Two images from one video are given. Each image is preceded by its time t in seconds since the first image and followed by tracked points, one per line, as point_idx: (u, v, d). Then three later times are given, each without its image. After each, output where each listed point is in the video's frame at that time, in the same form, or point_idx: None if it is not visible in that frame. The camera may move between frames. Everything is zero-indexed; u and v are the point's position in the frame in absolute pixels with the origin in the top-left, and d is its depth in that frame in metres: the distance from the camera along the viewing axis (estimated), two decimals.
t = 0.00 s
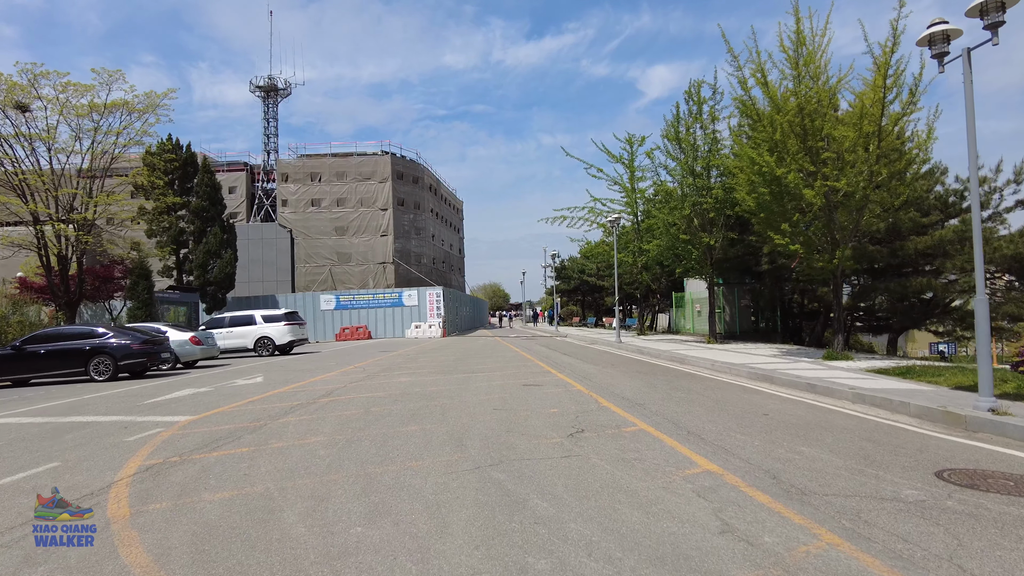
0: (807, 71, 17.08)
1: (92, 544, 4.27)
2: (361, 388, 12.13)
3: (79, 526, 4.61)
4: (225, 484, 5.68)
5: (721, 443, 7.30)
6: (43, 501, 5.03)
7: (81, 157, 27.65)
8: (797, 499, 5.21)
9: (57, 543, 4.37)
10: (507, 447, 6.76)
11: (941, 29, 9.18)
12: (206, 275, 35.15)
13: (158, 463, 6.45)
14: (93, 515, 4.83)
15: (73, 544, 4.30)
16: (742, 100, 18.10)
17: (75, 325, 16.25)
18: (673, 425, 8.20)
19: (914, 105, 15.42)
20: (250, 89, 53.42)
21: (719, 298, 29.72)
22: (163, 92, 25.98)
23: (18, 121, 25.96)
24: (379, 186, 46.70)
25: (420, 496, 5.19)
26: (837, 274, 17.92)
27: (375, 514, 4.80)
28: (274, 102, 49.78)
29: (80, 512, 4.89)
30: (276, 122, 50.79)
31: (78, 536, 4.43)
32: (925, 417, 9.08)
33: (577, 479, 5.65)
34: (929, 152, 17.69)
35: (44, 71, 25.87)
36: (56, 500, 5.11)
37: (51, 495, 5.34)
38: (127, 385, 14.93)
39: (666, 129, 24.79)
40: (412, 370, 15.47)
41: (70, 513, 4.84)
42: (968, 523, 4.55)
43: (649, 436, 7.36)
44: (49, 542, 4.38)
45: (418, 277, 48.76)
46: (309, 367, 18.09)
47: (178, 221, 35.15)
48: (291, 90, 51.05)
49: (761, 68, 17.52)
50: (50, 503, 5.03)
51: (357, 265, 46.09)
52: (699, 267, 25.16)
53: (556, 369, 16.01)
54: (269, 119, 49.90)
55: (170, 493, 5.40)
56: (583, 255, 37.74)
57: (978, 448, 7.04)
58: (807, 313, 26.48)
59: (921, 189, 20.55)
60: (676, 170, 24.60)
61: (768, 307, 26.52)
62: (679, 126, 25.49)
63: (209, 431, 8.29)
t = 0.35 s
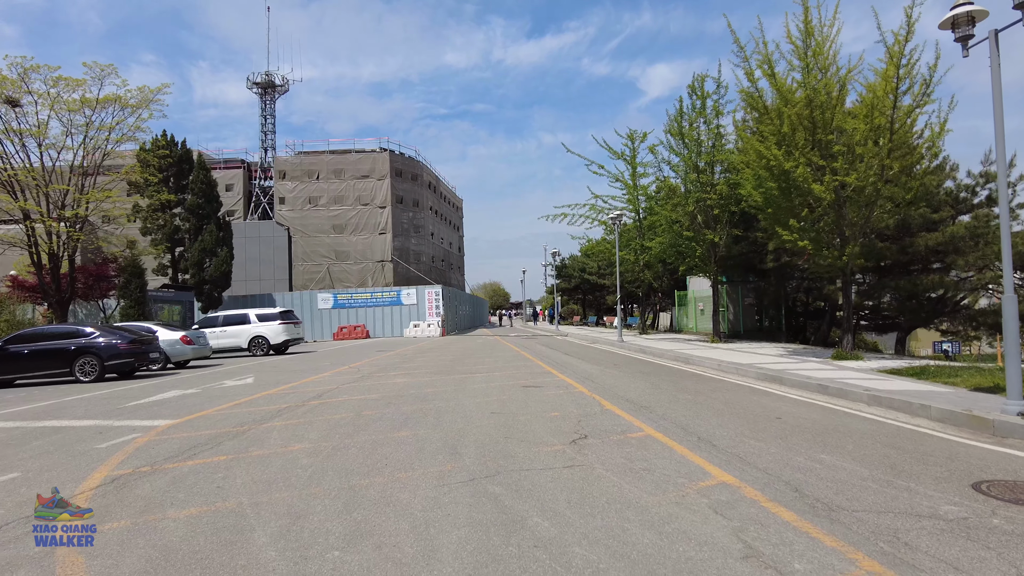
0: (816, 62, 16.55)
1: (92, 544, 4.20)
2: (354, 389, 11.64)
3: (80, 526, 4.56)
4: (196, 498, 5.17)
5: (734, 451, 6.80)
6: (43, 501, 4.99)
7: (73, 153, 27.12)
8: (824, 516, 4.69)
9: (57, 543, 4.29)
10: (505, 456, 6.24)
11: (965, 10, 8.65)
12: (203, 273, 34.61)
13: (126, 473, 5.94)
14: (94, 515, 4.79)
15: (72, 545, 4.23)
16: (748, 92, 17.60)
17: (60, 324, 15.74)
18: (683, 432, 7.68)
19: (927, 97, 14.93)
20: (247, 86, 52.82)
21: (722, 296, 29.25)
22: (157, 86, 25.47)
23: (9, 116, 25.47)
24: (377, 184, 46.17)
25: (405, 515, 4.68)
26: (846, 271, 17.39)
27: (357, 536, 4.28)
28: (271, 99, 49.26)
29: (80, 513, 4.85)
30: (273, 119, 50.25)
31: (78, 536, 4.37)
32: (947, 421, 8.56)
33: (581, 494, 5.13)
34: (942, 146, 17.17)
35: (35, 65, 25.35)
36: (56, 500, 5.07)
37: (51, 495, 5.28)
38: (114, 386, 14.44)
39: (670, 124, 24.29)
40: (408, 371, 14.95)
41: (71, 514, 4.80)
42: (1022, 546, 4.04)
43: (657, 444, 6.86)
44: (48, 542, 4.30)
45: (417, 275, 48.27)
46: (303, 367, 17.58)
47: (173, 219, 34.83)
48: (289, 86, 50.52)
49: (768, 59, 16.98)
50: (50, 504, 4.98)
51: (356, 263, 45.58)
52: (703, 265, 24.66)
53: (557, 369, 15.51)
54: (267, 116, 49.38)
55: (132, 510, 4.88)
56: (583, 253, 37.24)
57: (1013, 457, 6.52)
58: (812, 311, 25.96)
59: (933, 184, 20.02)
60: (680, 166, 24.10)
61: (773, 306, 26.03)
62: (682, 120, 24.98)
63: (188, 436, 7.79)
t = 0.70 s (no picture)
0: (824, 52, 15.99)
1: (93, 544, 4.27)
2: (345, 394, 11.16)
3: (80, 526, 4.62)
4: (158, 521, 4.67)
5: (747, 462, 6.31)
6: (43, 501, 5.04)
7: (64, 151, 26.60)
8: (855, 541, 4.20)
9: (57, 543, 4.35)
10: (500, 470, 5.75)
11: None
12: (198, 272, 34.07)
13: (88, 491, 5.46)
14: (93, 516, 4.85)
15: (73, 544, 4.30)
16: (753, 84, 17.08)
17: (44, 326, 15.24)
18: (692, 441, 7.18)
19: (940, 88, 14.42)
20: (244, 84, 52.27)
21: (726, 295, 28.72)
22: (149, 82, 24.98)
23: None
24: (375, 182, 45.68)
25: (388, 542, 4.17)
26: (855, 268, 16.86)
27: (329, 567, 3.80)
28: (267, 97, 48.76)
29: (80, 513, 4.91)
30: (270, 118, 49.75)
31: (78, 536, 4.43)
32: (972, 427, 8.05)
33: (584, 516, 4.63)
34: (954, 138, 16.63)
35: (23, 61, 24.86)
36: (56, 500, 5.12)
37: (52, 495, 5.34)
38: (99, 390, 13.99)
39: (672, 119, 23.78)
40: (403, 374, 14.46)
41: (71, 514, 4.86)
42: None
43: (665, 455, 6.37)
44: (49, 542, 4.37)
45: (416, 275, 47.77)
46: (296, 369, 17.09)
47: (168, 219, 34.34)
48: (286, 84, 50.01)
49: (775, 50, 16.46)
50: (50, 504, 5.03)
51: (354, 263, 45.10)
52: (706, 263, 24.14)
53: (558, 371, 15.02)
54: (264, 114, 48.89)
55: (83, 539, 4.37)
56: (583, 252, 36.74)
57: None
58: (816, 310, 25.45)
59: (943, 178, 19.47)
60: (682, 162, 23.57)
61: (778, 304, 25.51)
62: (684, 116, 24.47)
63: (164, 447, 7.32)
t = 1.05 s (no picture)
0: (836, 43, 15.42)
1: (93, 544, 4.26)
2: (338, 398, 10.67)
3: (79, 526, 4.61)
4: (116, 548, 4.15)
5: (770, 477, 5.80)
6: (43, 501, 5.05)
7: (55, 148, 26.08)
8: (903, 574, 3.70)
9: (57, 543, 4.34)
10: (500, 487, 5.24)
11: None
12: (193, 271, 33.54)
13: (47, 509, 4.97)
14: (93, 515, 4.84)
15: (73, 544, 4.29)
16: (762, 78, 16.56)
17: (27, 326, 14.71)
18: (707, 451, 6.68)
19: (958, 81, 13.89)
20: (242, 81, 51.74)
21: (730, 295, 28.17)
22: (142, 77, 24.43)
23: None
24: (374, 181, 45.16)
25: None
26: (867, 267, 16.32)
27: None
28: (266, 94, 48.24)
29: (80, 513, 4.90)
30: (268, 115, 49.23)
31: (78, 536, 4.42)
32: (1005, 435, 7.53)
33: (594, 543, 4.11)
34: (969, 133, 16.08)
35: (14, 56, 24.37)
36: (56, 500, 5.13)
37: (51, 495, 5.33)
38: (85, 393, 13.52)
39: (676, 115, 23.27)
40: (400, 376, 13.96)
41: (71, 514, 4.85)
42: None
43: (680, 469, 5.86)
44: (49, 542, 4.36)
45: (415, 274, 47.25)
46: (290, 371, 16.58)
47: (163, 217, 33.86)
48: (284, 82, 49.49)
49: (784, 42, 15.93)
50: (50, 503, 5.04)
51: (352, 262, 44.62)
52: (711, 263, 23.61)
53: (560, 373, 14.52)
54: (262, 112, 48.38)
55: (26, 573, 3.84)
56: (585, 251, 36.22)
57: None
58: (822, 311, 24.94)
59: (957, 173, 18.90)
60: (687, 159, 23.04)
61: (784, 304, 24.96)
62: (689, 112, 23.95)
63: (140, 457, 6.82)
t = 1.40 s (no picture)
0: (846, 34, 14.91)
1: (93, 544, 4.15)
2: (327, 400, 10.16)
3: (79, 526, 4.48)
4: None
5: (791, 489, 5.27)
6: (43, 500, 4.91)
7: (45, 143, 25.54)
8: None
9: (58, 542, 4.23)
10: (494, 502, 4.73)
11: None
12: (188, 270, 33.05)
13: None
14: (93, 516, 4.70)
15: (73, 544, 4.18)
16: (769, 68, 16.05)
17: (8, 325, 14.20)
18: (719, 459, 6.18)
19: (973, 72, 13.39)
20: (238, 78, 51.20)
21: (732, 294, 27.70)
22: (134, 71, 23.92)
23: None
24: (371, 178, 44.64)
25: None
26: (877, 264, 15.78)
27: None
28: (262, 91, 47.75)
29: (80, 513, 4.76)
30: (265, 112, 48.73)
31: (79, 536, 4.30)
32: None
33: (600, 570, 3.61)
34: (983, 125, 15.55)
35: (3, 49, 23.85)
36: (55, 500, 4.99)
37: (51, 496, 5.20)
38: (68, 393, 13.06)
39: (678, 110, 22.78)
40: (393, 377, 13.44)
41: (70, 514, 4.72)
42: None
43: (692, 480, 5.35)
44: (49, 541, 4.24)
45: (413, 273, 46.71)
46: (281, 372, 16.06)
47: (156, 215, 33.28)
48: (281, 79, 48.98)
49: (791, 31, 15.43)
50: (50, 503, 4.90)
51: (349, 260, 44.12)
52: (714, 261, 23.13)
53: (560, 373, 13.98)
54: (258, 109, 47.89)
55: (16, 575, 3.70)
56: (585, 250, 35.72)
57: None
58: (827, 310, 24.40)
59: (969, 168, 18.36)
60: (690, 154, 22.54)
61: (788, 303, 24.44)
62: (692, 106, 23.46)
63: (107, 465, 6.33)
